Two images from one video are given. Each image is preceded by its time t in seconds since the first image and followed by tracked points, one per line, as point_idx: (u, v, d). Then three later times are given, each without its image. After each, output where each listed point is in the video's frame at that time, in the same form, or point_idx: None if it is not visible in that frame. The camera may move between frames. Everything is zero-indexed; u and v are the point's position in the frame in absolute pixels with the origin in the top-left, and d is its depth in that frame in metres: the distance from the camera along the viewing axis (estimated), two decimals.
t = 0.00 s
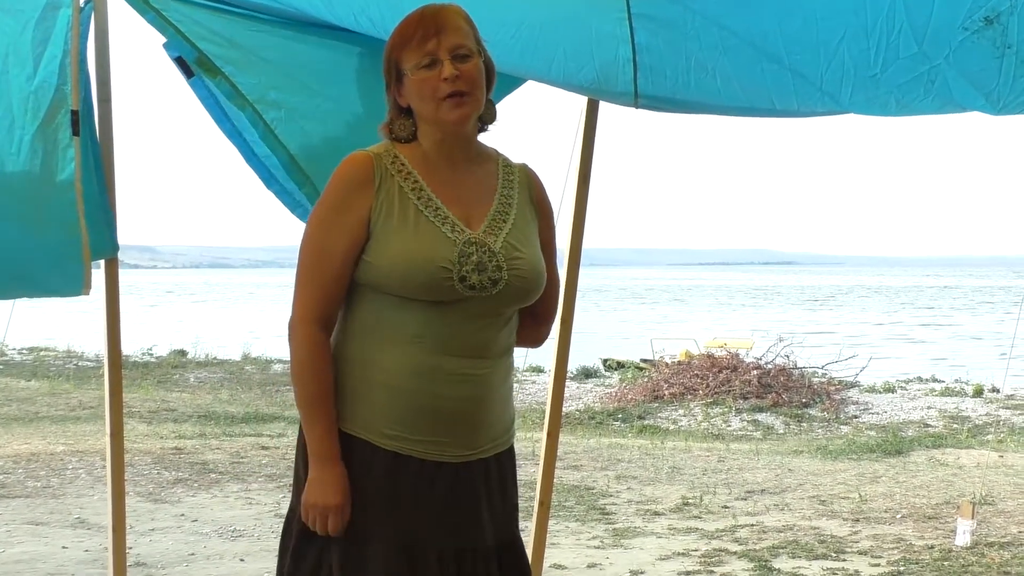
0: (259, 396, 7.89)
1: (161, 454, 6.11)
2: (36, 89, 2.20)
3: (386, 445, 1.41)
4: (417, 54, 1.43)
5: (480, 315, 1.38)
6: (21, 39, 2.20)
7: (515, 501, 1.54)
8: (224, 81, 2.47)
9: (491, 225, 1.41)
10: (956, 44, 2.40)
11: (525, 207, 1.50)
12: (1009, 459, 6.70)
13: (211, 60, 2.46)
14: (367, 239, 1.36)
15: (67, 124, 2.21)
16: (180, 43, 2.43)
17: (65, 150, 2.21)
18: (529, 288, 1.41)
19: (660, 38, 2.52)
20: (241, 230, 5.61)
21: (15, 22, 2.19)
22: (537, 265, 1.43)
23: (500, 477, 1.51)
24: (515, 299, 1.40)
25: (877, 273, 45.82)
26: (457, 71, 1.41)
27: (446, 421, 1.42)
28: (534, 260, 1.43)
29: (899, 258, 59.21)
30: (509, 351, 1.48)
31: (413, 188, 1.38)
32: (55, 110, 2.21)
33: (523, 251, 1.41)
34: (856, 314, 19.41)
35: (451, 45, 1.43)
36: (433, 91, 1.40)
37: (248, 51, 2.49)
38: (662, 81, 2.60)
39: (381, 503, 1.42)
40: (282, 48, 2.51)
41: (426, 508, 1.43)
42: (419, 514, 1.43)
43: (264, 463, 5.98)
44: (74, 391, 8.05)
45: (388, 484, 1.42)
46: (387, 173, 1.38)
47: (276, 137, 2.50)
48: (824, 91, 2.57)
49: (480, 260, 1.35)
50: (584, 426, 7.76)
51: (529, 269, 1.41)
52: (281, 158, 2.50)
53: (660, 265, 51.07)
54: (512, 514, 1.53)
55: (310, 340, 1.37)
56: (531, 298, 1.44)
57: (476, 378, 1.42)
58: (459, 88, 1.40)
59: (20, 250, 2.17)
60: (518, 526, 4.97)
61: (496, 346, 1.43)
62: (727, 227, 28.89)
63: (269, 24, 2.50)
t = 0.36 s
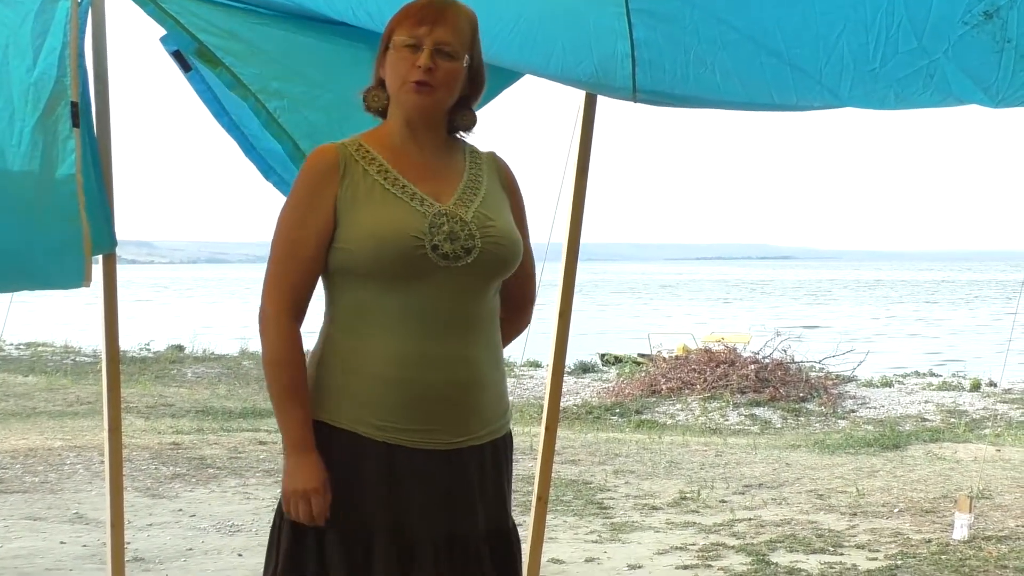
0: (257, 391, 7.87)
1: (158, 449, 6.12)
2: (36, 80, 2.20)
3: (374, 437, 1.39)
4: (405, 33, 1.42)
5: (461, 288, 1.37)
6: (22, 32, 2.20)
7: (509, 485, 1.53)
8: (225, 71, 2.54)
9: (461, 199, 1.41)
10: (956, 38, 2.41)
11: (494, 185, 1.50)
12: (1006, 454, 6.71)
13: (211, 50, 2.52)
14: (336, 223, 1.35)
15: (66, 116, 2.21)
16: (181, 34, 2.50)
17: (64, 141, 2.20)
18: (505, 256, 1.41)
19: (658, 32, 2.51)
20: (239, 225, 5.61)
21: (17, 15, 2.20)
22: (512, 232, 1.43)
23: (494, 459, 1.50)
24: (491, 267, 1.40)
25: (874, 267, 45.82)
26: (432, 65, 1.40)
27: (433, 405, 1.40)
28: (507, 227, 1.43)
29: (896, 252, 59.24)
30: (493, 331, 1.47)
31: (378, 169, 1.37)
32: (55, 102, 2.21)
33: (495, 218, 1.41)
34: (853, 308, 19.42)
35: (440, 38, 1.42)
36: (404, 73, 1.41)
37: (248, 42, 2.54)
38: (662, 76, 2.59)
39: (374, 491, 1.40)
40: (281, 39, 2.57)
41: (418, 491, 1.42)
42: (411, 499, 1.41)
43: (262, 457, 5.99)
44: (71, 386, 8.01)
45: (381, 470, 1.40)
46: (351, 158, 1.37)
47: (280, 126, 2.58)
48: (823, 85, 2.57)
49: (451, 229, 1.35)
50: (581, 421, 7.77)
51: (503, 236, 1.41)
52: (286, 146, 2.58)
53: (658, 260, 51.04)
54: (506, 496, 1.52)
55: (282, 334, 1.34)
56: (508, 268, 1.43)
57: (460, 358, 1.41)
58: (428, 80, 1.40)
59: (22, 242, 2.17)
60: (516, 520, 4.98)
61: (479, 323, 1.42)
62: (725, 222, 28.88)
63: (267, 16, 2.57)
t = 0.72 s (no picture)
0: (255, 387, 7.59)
1: (156, 446, 6.12)
2: (36, 75, 2.26)
3: (356, 429, 1.45)
4: (389, 39, 1.50)
5: (442, 283, 1.43)
6: (22, 28, 2.26)
7: (499, 483, 1.58)
8: (222, 66, 2.62)
9: (444, 194, 1.46)
10: (951, 34, 2.44)
11: (482, 184, 1.54)
12: (1003, 450, 6.72)
13: (208, 46, 2.61)
14: (315, 218, 1.42)
15: (67, 110, 2.26)
16: (179, 31, 2.58)
17: (64, 135, 2.26)
18: (489, 250, 1.45)
19: (655, 29, 2.53)
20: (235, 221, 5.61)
21: (17, 11, 2.26)
22: (495, 226, 1.47)
23: (480, 457, 1.55)
24: (473, 261, 1.44)
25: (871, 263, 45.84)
26: (417, 70, 1.47)
27: (416, 397, 1.46)
28: (491, 222, 1.47)
29: (893, 249, 59.29)
30: (479, 329, 1.52)
31: (361, 164, 1.44)
32: (55, 96, 2.27)
33: (478, 214, 1.46)
34: (850, 304, 19.43)
35: (423, 43, 1.49)
36: (388, 78, 1.48)
37: (245, 38, 2.63)
38: (660, 74, 2.61)
39: (359, 489, 1.45)
40: (277, 34, 2.66)
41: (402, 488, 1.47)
42: (395, 496, 1.47)
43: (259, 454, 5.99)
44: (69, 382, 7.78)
45: (366, 469, 1.45)
46: (335, 153, 1.44)
47: (276, 122, 2.67)
48: (820, 81, 2.60)
49: (430, 223, 1.40)
50: (579, 417, 7.76)
51: (486, 231, 1.45)
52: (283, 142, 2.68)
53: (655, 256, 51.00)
54: (493, 493, 1.56)
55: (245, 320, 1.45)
56: (492, 262, 1.47)
57: (443, 352, 1.47)
58: (412, 84, 1.47)
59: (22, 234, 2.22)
60: (513, 517, 4.98)
61: (462, 318, 1.47)
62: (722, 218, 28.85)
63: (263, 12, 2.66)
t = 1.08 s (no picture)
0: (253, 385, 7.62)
1: (154, 444, 6.12)
2: (34, 72, 2.26)
3: (345, 425, 1.46)
4: (379, 35, 1.48)
5: (430, 277, 1.42)
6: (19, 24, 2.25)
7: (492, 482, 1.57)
8: (219, 64, 2.64)
9: (433, 184, 1.46)
10: (949, 31, 2.46)
11: (473, 173, 1.54)
12: (1001, 447, 6.73)
13: (205, 44, 2.62)
14: (303, 212, 1.43)
15: (66, 107, 2.28)
16: (175, 28, 2.60)
17: (64, 133, 2.27)
18: (477, 241, 1.45)
19: (652, 27, 2.53)
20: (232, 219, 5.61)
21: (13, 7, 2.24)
22: (484, 217, 1.46)
23: (471, 455, 1.54)
24: (462, 252, 1.44)
25: (869, 261, 45.84)
26: (408, 66, 1.47)
27: (405, 392, 1.47)
28: (480, 214, 1.47)
29: (891, 247, 59.34)
30: (471, 325, 1.52)
31: (351, 160, 1.44)
32: (54, 94, 2.28)
33: (466, 206, 1.45)
34: (849, 302, 19.44)
35: (413, 38, 1.48)
36: (380, 74, 1.47)
37: (241, 35, 2.64)
38: (656, 72, 2.61)
39: (347, 487, 1.46)
40: (273, 32, 2.66)
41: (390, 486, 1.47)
42: (385, 493, 1.47)
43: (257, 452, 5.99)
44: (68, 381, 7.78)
45: (355, 466, 1.46)
46: (325, 150, 1.44)
47: (274, 119, 2.69)
48: (816, 79, 2.62)
49: (417, 214, 1.40)
50: (577, 415, 7.75)
51: (474, 222, 1.45)
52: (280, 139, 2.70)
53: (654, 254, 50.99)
54: (486, 491, 1.56)
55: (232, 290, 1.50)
56: (482, 255, 1.47)
57: (433, 347, 1.47)
58: (404, 80, 1.47)
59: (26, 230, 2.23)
60: (511, 515, 4.98)
61: (452, 312, 1.47)
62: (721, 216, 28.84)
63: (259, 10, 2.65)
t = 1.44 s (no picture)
0: (253, 386, 7.62)
1: (153, 445, 6.12)
2: (36, 71, 2.26)
3: (348, 428, 1.46)
4: (367, 38, 1.48)
5: (429, 276, 1.43)
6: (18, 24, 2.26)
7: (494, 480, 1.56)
8: (217, 65, 2.65)
9: (428, 183, 1.46)
10: (948, 30, 2.49)
11: (469, 169, 1.54)
12: (1000, 448, 6.73)
13: (203, 44, 2.63)
14: (298, 220, 1.43)
15: (68, 106, 2.28)
16: (173, 28, 2.60)
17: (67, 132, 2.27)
18: (475, 238, 1.45)
19: (649, 26, 2.56)
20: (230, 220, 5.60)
21: (13, 7, 2.26)
22: (482, 214, 1.46)
23: (472, 457, 1.54)
24: (461, 251, 1.44)
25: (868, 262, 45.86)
26: (397, 68, 1.46)
27: (406, 395, 1.47)
28: (477, 210, 1.46)
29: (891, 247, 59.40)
30: (472, 322, 1.52)
31: (343, 165, 1.44)
32: (55, 93, 2.28)
33: (462, 202, 1.45)
34: (848, 302, 19.44)
35: (401, 40, 1.47)
36: (369, 77, 1.47)
37: (240, 36, 2.65)
38: (655, 72, 2.62)
39: (349, 488, 1.47)
40: (271, 33, 2.67)
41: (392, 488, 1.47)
42: (388, 494, 1.48)
43: (256, 453, 5.99)
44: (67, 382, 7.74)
45: (355, 468, 1.46)
46: (317, 156, 1.44)
47: (273, 122, 2.72)
48: (814, 79, 2.62)
49: (413, 215, 1.39)
50: (576, 416, 7.74)
51: (471, 219, 1.44)
52: (278, 141, 2.73)
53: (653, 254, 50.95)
54: (487, 491, 1.55)
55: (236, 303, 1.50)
56: (480, 251, 1.47)
57: (434, 348, 1.47)
58: (393, 83, 1.47)
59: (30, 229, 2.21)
60: (511, 516, 4.99)
61: (453, 310, 1.47)
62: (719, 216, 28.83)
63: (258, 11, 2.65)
